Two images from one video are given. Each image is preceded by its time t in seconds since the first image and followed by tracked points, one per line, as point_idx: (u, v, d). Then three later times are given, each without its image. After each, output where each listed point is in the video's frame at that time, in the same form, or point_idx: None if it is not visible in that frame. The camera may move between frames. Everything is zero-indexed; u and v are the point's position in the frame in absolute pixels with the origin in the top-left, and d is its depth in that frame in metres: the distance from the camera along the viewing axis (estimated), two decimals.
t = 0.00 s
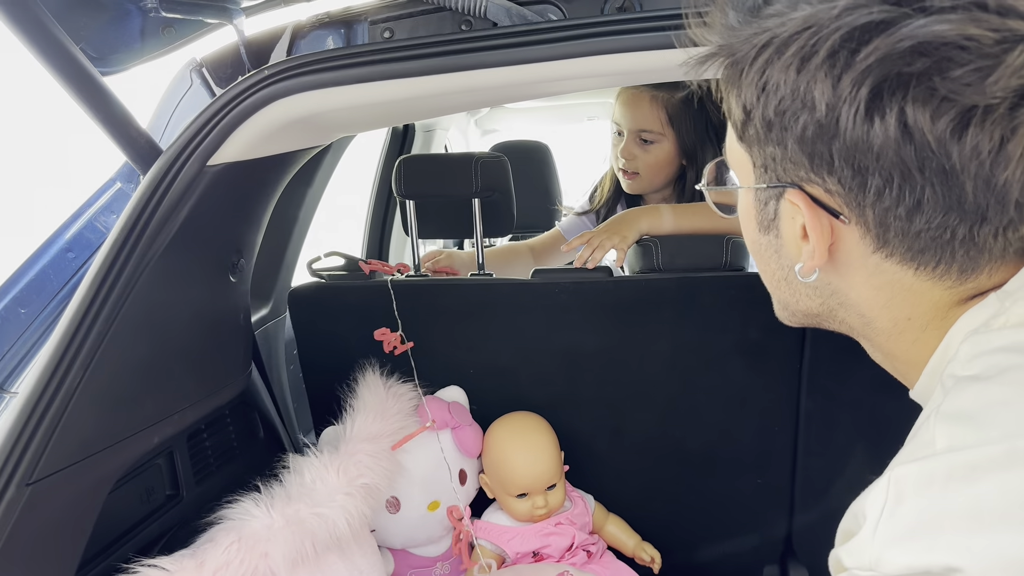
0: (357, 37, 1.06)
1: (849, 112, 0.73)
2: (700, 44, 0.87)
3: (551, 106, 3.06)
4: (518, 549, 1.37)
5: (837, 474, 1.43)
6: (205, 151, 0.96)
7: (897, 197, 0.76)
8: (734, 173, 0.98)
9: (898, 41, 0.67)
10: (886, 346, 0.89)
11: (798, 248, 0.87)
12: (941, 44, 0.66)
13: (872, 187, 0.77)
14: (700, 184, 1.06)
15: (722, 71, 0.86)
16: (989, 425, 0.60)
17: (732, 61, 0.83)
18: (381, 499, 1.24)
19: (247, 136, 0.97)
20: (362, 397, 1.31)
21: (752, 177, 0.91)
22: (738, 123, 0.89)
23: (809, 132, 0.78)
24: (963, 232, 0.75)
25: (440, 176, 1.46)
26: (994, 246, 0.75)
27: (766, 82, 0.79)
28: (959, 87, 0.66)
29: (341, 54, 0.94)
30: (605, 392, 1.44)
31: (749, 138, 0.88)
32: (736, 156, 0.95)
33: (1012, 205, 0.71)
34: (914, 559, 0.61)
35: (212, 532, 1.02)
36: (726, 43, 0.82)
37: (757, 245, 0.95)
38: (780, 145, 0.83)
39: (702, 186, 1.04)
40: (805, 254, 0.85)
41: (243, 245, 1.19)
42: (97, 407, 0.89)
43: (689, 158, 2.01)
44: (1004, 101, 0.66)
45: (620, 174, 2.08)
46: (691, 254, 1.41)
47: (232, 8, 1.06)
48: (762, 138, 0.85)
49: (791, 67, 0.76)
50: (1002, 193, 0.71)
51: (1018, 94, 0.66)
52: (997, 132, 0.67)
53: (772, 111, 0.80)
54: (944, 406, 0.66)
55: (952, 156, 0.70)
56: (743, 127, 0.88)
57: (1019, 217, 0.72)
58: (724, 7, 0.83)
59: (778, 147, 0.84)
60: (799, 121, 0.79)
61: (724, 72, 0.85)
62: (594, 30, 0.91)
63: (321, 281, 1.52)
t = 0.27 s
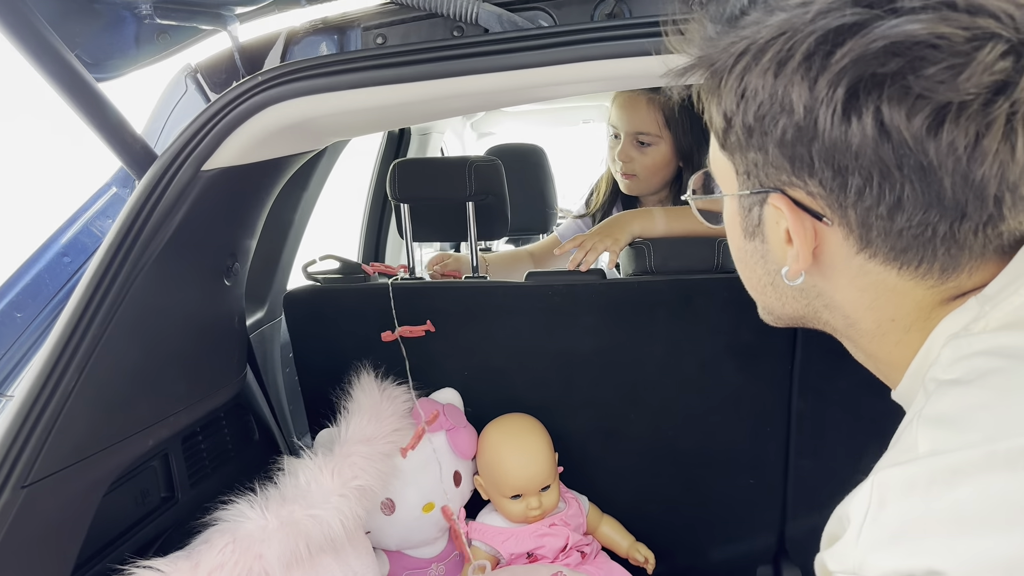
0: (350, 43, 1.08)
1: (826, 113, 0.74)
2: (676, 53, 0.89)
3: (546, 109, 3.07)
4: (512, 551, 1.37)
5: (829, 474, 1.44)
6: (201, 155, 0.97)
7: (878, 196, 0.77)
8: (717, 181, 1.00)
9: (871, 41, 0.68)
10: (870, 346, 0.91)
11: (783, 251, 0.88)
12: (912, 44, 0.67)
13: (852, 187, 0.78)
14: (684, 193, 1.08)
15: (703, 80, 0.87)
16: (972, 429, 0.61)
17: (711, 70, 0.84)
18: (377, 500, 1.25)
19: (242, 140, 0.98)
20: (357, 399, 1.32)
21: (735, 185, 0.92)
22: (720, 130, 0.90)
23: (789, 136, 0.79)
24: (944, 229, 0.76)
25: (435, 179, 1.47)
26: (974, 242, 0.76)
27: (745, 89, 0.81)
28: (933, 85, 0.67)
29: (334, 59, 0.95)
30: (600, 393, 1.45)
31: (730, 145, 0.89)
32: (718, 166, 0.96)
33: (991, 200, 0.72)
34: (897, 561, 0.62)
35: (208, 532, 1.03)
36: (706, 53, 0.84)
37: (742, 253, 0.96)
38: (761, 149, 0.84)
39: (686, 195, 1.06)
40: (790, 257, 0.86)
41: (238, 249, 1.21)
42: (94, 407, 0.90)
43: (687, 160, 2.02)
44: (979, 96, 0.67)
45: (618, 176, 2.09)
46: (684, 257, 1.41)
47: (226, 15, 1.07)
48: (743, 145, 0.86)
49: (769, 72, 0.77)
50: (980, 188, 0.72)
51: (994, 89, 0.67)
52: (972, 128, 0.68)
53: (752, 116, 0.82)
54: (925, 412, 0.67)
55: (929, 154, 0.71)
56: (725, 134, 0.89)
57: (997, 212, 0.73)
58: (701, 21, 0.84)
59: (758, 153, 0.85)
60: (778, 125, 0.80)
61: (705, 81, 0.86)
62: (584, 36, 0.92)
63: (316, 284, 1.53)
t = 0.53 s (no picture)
0: (348, 54, 1.07)
1: (804, 128, 0.77)
2: (658, 69, 0.92)
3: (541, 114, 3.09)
4: (508, 552, 1.39)
5: (819, 476, 1.46)
6: (202, 163, 0.99)
7: (855, 208, 0.79)
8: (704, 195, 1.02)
9: (846, 59, 0.71)
10: (851, 351, 0.93)
11: (767, 262, 0.91)
12: (884, 61, 0.70)
13: (831, 199, 0.81)
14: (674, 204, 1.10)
15: (686, 99, 0.89)
16: (942, 435, 0.64)
17: (695, 89, 0.87)
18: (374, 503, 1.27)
19: (243, 149, 1.00)
20: (355, 402, 1.34)
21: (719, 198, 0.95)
22: (704, 147, 0.93)
23: (769, 151, 0.81)
24: (920, 238, 0.78)
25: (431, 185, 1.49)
26: (949, 250, 0.78)
27: (727, 107, 0.83)
28: (905, 100, 0.70)
29: (332, 71, 0.97)
30: (594, 396, 1.48)
31: (715, 160, 0.92)
32: (705, 180, 0.99)
33: (965, 209, 0.75)
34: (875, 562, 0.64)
35: (207, 534, 1.05)
36: (690, 72, 0.87)
37: (729, 262, 0.99)
38: (744, 164, 0.87)
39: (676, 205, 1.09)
40: (774, 267, 0.89)
41: (237, 255, 1.23)
42: (99, 410, 0.92)
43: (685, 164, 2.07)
44: (949, 110, 0.70)
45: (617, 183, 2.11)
46: (676, 262, 1.43)
47: (225, 26, 1.07)
48: (727, 160, 0.89)
49: (749, 90, 0.80)
50: (953, 199, 0.74)
51: (963, 103, 0.70)
52: (943, 141, 0.71)
53: (734, 132, 0.84)
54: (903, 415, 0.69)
55: (903, 166, 0.74)
56: (710, 150, 0.92)
57: (970, 221, 0.76)
58: (684, 40, 0.88)
59: (741, 168, 0.88)
60: (759, 140, 0.82)
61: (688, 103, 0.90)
62: (576, 48, 0.94)
63: (313, 289, 1.55)
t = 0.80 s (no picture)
0: (348, 54, 1.08)
1: (799, 126, 0.78)
2: (661, 70, 0.93)
3: (539, 115, 3.10)
4: (507, 552, 1.40)
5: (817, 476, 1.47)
6: (201, 164, 0.99)
7: (848, 204, 0.80)
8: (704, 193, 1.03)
9: (841, 59, 0.73)
10: (846, 349, 0.93)
11: (764, 258, 0.91)
12: (877, 61, 0.72)
13: (826, 196, 0.81)
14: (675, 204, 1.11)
15: (687, 96, 0.91)
16: (931, 424, 0.63)
17: (694, 88, 0.89)
18: (373, 503, 1.27)
19: (244, 148, 1.01)
20: (354, 402, 1.34)
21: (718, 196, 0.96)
22: (703, 144, 0.95)
23: (765, 148, 0.83)
24: (912, 234, 0.78)
25: (429, 186, 1.49)
26: (940, 246, 0.79)
27: (725, 105, 0.86)
28: (897, 100, 0.72)
29: (331, 71, 0.98)
30: (592, 396, 1.48)
31: (714, 158, 0.93)
32: (705, 179, 1.00)
33: (954, 206, 0.76)
34: (862, 544, 0.64)
35: (206, 533, 1.05)
36: (688, 71, 0.89)
37: (728, 258, 1.00)
38: (741, 162, 0.88)
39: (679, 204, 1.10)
40: (770, 263, 0.89)
41: (237, 255, 1.23)
42: (98, 410, 0.93)
43: (687, 168, 2.07)
44: (940, 109, 0.72)
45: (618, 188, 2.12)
46: (674, 262, 1.44)
47: (225, 26, 1.08)
48: (725, 158, 0.90)
49: (746, 88, 0.82)
50: (944, 195, 0.76)
51: (953, 103, 0.72)
52: (934, 139, 0.73)
53: (732, 130, 0.86)
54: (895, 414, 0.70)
55: (895, 163, 0.75)
56: (709, 147, 0.93)
57: (960, 217, 0.77)
58: (685, 41, 0.90)
59: (738, 165, 0.89)
60: (756, 138, 0.84)
61: (690, 102, 0.92)
62: (575, 49, 0.95)
63: (313, 289, 1.55)
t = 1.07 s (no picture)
0: (349, 55, 1.08)
1: (804, 121, 0.77)
2: (664, 70, 0.93)
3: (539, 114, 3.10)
4: (505, 549, 1.41)
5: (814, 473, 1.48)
6: (204, 163, 1.00)
7: (850, 197, 0.79)
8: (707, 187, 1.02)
9: (846, 55, 0.73)
10: (845, 341, 0.92)
11: (766, 249, 0.90)
12: (880, 58, 0.72)
13: (830, 188, 0.80)
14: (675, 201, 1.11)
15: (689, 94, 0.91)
16: (919, 380, 0.61)
17: (699, 85, 0.89)
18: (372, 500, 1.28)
19: (246, 147, 1.02)
20: (354, 401, 1.35)
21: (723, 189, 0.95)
22: (708, 139, 0.93)
23: (770, 143, 0.82)
24: (912, 224, 0.78)
25: (429, 186, 1.50)
26: (938, 235, 0.79)
27: (731, 100, 0.84)
28: (898, 95, 0.72)
29: (332, 72, 0.98)
30: (591, 394, 1.49)
31: (718, 153, 0.92)
32: (708, 175, 0.99)
33: (953, 196, 0.76)
34: (831, 471, 0.63)
35: (207, 530, 1.06)
36: (694, 69, 0.89)
37: (731, 251, 0.98)
38: (746, 156, 0.87)
39: (683, 200, 1.10)
40: (774, 254, 0.88)
41: (239, 253, 1.24)
42: (100, 407, 0.93)
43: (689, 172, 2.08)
44: (940, 103, 0.72)
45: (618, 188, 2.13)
46: (672, 263, 1.45)
47: (227, 26, 1.09)
48: (730, 152, 0.89)
49: (752, 85, 0.81)
50: (944, 186, 0.76)
51: (952, 97, 0.73)
52: (934, 133, 0.73)
53: (737, 126, 0.85)
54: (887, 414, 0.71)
55: (897, 157, 0.75)
56: (714, 142, 0.91)
57: (958, 207, 0.77)
58: (688, 42, 0.90)
59: (744, 160, 0.87)
60: (761, 133, 0.82)
61: (694, 98, 0.91)
62: (574, 51, 0.95)
63: (313, 287, 1.56)
